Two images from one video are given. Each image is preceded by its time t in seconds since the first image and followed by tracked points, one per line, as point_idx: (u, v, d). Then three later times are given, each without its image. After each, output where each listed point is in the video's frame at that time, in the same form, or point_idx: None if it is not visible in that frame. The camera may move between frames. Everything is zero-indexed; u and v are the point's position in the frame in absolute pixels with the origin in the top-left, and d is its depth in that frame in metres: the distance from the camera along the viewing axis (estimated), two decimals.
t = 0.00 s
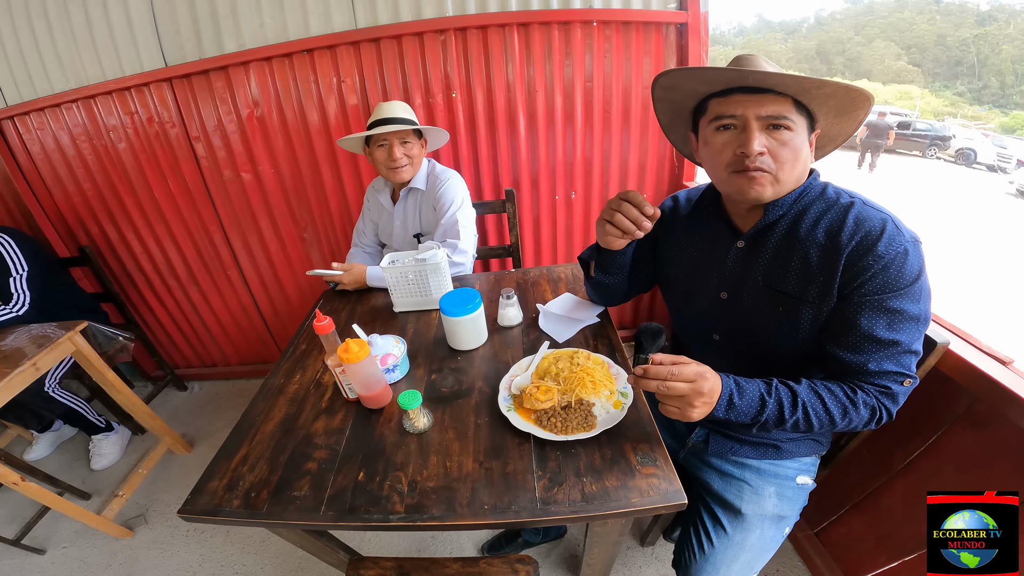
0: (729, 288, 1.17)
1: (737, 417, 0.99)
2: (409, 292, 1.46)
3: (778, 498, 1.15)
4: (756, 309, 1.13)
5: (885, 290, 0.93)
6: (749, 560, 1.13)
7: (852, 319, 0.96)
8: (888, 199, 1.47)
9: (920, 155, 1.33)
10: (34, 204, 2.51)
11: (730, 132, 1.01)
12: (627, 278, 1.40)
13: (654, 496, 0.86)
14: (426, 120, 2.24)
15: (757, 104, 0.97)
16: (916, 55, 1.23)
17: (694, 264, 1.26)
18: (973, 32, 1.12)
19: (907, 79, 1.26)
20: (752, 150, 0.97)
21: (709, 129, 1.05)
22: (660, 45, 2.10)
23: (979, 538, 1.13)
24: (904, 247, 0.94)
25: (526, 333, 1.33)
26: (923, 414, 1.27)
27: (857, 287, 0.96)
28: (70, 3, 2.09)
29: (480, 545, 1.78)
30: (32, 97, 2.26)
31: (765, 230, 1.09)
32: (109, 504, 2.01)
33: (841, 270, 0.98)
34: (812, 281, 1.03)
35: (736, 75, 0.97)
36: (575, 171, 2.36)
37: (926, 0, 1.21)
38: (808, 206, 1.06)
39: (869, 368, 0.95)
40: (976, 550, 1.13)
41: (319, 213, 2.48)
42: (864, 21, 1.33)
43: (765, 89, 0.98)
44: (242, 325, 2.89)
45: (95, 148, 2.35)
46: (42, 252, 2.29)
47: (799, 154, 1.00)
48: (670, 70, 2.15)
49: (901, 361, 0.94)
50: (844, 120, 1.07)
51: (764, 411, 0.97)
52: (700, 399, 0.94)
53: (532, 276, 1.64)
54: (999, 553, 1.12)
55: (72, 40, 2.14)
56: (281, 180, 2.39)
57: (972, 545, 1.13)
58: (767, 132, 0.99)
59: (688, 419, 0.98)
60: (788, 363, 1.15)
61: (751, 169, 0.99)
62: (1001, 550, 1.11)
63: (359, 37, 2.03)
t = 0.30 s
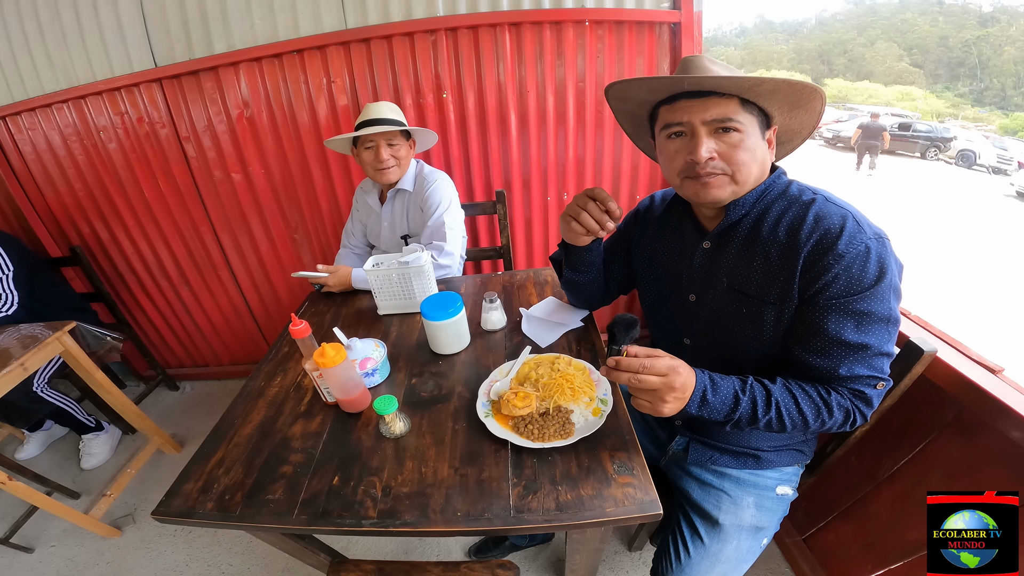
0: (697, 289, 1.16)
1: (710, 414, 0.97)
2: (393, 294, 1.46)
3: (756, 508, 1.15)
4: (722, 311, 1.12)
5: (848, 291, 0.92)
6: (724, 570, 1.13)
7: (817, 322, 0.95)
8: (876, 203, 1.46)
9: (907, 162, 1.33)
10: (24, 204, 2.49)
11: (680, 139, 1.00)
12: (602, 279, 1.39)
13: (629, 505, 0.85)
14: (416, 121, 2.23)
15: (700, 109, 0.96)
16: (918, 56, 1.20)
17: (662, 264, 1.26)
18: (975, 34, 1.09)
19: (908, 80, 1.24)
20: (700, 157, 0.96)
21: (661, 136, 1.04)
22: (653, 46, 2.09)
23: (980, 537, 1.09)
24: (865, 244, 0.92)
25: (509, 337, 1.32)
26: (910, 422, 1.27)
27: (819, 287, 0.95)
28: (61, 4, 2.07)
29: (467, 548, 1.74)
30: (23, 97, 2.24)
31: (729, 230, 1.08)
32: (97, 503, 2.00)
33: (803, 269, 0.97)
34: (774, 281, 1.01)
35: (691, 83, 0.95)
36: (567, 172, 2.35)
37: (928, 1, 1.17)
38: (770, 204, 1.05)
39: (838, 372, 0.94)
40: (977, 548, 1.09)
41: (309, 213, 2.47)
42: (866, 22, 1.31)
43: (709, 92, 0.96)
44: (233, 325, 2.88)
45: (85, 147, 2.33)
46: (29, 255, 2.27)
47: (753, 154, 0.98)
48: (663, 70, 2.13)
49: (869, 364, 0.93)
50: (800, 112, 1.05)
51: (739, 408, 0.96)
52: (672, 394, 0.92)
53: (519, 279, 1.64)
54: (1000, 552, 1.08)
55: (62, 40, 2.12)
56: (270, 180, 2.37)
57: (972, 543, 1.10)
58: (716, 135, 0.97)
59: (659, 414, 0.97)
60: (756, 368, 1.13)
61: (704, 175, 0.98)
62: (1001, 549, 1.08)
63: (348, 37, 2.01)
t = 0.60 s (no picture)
0: (697, 292, 1.15)
1: (706, 413, 0.96)
2: (389, 292, 1.46)
3: (746, 514, 1.14)
4: (721, 314, 1.10)
5: (852, 296, 0.91)
6: None
7: (819, 327, 0.93)
8: (873, 204, 1.47)
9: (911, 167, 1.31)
10: (26, 196, 2.50)
11: (682, 144, 0.99)
12: (597, 281, 1.38)
13: (619, 510, 0.84)
14: (418, 119, 2.22)
15: (702, 114, 0.94)
16: (927, 60, 1.17)
17: (662, 266, 1.25)
18: (986, 38, 1.06)
19: (917, 84, 1.22)
20: (705, 163, 0.94)
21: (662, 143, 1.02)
22: (657, 46, 2.07)
23: (980, 537, 1.06)
24: (871, 249, 0.91)
25: (504, 337, 1.31)
26: (907, 429, 1.25)
27: (822, 291, 0.93)
28: None
29: (459, 548, 1.73)
30: (26, 91, 2.25)
31: (731, 232, 1.07)
32: (91, 497, 2.00)
33: (806, 273, 0.96)
34: (776, 285, 1.00)
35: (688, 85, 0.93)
36: (569, 172, 2.33)
37: (939, 4, 1.15)
38: (774, 206, 1.03)
39: (838, 377, 0.92)
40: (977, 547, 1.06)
41: (310, 209, 2.46)
42: (877, 25, 1.28)
43: (709, 96, 0.95)
44: (233, 319, 2.88)
45: (88, 141, 2.33)
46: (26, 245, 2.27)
47: (756, 157, 0.97)
48: (667, 70, 2.11)
49: (870, 371, 0.91)
50: (801, 112, 1.03)
51: (735, 409, 0.95)
52: (668, 392, 0.90)
53: (516, 278, 1.63)
54: (1000, 550, 1.05)
55: (66, 35, 2.13)
56: (272, 176, 2.37)
57: (972, 543, 1.07)
58: (719, 139, 0.96)
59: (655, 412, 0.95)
60: (755, 373, 1.12)
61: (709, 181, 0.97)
62: (1002, 548, 1.05)
63: (351, 34, 2.00)
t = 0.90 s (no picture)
0: (696, 301, 1.13)
1: (704, 423, 0.95)
2: (391, 288, 1.46)
3: (742, 520, 1.13)
4: (721, 325, 1.08)
5: (859, 313, 0.87)
6: None
7: (823, 344, 0.91)
8: (879, 206, 1.45)
9: (921, 172, 1.29)
10: (38, 188, 2.53)
11: (680, 143, 0.98)
12: (597, 282, 1.38)
13: (613, 512, 0.84)
14: (425, 116, 2.22)
15: (701, 112, 0.93)
16: (944, 62, 1.15)
17: (662, 272, 1.23)
18: (1004, 41, 1.04)
19: (933, 86, 1.19)
20: (700, 163, 0.93)
21: (662, 141, 1.01)
22: (667, 45, 2.05)
23: (980, 538, 1.05)
24: (882, 264, 0.87)
25: (504, 336, 1.31)
26: (909, 435, 1.24)
27: (828, 307, 0.90)
28: None
29: (456, 546, 1.74)
30: (39, 84, 2.27)
31: (734, 240, 1.04)
32: (92, 488, 2.02)
33: (811, 287, 0.93)
34: (780, 299, 0.97)
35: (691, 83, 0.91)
36: (575, 171, 2.32)
37: (957, 6, 1.11)
38: (779, 214, 1.00)
39: (841, 397, 0.90)
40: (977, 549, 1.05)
41: (316, 203, 2.47)
42: (894, 26, 1.24)
43: (710, 94, 0.93)
44: (237, 312, 2.90)
45: (99, 134, 2.36)
46: (34, 236, 2.30)
47: (756, 160, 0.94)
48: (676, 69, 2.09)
49: (875, 390, 0.89)
50: (812, 112, 1.01)
51: (733, 421, 0.94)
52: (665, 401, 0.89)
53: (520, 276, 1.63)
54: (999, 551, 1.04)
55: (79, 29, 2.15)
56: (279, 171, 2.39)
57: (972, 544, 1.06)
58: (717, 140, 0.94)
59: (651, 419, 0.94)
60: (755, 385, 1.10)
61: (705, 183, 0.95)
62: (1001, 549, 1.03)
63: (359, 30, 2.01)
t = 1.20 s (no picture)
0: (697, 306, 1.09)
1: (693, 421, 0.92)
2: (392, 282, 1.46)
3: (738, 524, 1.12)
4: (721, 331, 1.05)
5: (867, 328, 0.83)
6: None
7: (826, 358, 0.87)
8: (890, 207, 1.42)
9: (935, 173, 1.26)
10: (47, 179, 2.56)
11: (675, 135, 0.98)
12: (598, 279, 1.36)
13: (607, 513, 0.83)
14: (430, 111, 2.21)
15: (696, 108, 0.91)
16: (961, 63, 1.12)
17: (664, 277, 1.20)
18: None
19: (949, 87, 1.16)
20: (684, 162, 0.92)
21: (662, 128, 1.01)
22: (675, 41, 2.03)
23: (980, 538, 1.04)
24: (897, 277, 0.83)
25: (504, 332, 1.30)
26: (910, 438, 1.22)
27: (835, 319, 0.86)
28: None
29: (452, 543, 1.73)
30: (50, 77, 2.30)
31: (740, 244, 1.01)
32: (94, 478, 2.04)
33: (820, 298, 0.89)
34: (786, 308, 0.93)
35: (689, 76, 0.89)
36: (580, 168, 2.31)
37: (977, 7, 1.09)
38: (792, 219, 0.96)
39: (836, 412, 0.87)
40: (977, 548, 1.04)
41: (321, 197, 2.48)
42: (911, 27, 1.21)
43: (712, 89, 0.90)
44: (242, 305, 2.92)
45: (108, 127, 2.38)
46: (42, 227, 2.33)
47: (750, 164, 0.91)
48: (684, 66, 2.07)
49: (875, 409, 0.85)
50: (843, 117, 0.92)
51: (723, 420, 0.91)
52: (653, 392, 0.85)
53: (522, 272, 1.62)
54: (1000, 552, 1.04)
55: (90, 23, 2.16)
56: (285, 165, 2.40)
57: (972, 543, 1.05)
58: (711, 139, 0.92)
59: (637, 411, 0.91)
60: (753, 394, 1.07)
61: (690, 182, 0.95)
62: (1001, 549, 1.03)
63: (365, 25, 2.00)
